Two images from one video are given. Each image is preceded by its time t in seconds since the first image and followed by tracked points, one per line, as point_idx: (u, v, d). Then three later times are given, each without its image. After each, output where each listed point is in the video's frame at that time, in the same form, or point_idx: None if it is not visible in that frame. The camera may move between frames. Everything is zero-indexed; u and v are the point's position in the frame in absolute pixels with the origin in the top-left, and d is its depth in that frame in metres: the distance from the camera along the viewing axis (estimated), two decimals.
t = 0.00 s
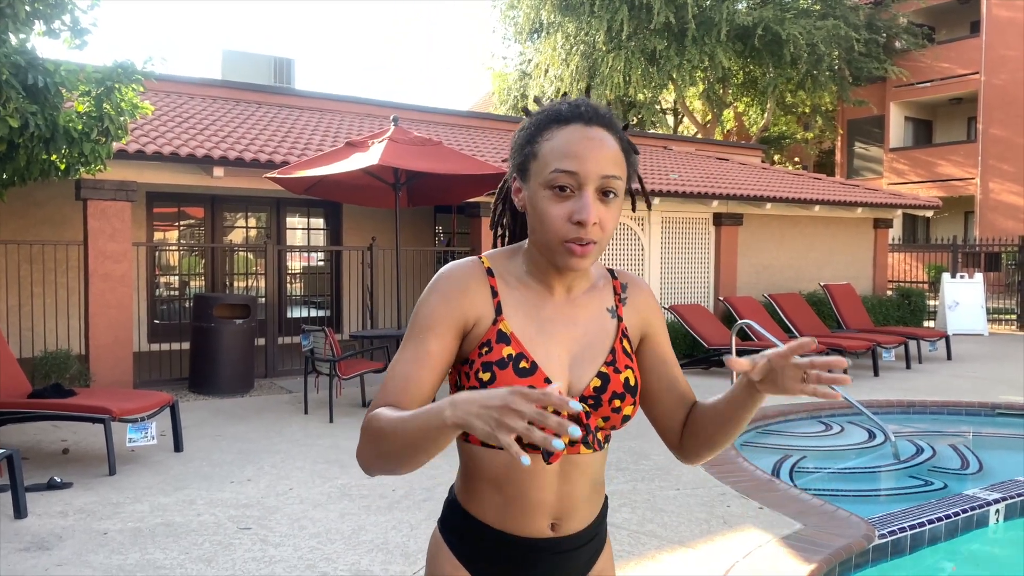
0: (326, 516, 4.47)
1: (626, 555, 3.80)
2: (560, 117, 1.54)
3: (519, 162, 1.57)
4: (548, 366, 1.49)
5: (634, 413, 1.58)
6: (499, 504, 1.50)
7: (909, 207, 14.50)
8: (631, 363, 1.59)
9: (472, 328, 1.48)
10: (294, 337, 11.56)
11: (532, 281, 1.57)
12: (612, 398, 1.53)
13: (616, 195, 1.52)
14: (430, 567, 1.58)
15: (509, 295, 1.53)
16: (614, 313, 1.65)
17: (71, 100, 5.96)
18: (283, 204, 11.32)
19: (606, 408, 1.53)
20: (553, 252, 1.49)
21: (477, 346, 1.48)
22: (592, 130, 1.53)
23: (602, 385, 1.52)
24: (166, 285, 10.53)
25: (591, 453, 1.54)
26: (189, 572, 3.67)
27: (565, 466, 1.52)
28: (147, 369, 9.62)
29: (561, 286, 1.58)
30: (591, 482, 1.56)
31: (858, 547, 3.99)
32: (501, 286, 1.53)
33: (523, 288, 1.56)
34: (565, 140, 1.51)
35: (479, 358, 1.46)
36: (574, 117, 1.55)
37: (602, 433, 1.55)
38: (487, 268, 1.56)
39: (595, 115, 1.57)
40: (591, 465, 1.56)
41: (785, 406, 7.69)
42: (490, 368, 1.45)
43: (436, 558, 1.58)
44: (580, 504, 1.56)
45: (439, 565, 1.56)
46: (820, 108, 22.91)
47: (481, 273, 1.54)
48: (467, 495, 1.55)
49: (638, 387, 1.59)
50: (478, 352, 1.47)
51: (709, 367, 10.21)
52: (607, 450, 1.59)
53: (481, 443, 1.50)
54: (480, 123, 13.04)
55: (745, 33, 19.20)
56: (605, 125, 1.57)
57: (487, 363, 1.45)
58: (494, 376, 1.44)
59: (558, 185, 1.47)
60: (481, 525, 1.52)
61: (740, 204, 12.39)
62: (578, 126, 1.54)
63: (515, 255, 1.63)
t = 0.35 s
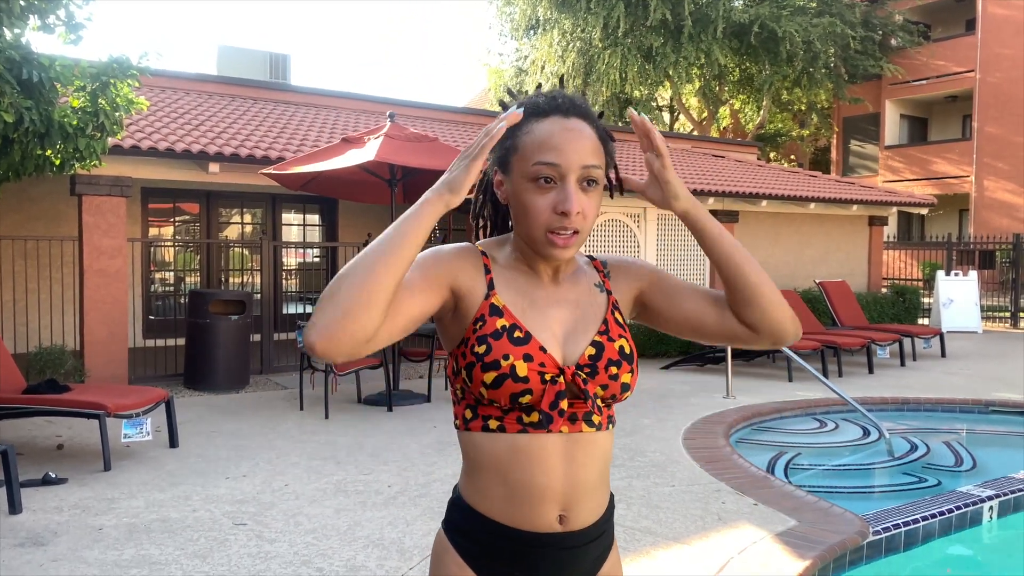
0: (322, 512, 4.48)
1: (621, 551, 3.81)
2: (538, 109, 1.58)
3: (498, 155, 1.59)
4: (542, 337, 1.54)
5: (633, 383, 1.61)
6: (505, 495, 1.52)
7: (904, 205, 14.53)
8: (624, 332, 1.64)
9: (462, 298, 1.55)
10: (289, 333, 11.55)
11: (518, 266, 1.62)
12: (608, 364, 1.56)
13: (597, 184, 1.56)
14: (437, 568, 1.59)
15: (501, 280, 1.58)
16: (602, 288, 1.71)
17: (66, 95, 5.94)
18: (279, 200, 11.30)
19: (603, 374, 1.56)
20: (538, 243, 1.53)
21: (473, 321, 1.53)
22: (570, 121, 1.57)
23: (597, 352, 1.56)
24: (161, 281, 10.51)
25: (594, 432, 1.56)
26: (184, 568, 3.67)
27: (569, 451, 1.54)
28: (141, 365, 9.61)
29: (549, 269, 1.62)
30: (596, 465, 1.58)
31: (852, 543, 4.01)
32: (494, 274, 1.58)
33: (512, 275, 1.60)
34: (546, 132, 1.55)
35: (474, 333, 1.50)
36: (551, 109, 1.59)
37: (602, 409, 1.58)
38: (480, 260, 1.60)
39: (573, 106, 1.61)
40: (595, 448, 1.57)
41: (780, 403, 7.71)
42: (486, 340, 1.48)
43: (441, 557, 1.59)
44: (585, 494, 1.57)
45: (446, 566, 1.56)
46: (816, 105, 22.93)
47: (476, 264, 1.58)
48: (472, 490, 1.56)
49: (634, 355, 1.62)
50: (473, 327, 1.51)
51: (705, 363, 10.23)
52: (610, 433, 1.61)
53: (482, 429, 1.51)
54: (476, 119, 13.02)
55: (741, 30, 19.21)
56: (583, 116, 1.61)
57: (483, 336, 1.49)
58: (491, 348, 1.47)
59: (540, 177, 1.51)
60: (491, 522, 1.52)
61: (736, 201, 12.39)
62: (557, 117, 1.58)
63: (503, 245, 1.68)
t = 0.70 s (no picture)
0: (326, 516, 4.48)
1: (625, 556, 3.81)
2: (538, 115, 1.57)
3: (500, 164, 1.59)
4: (549, 337, 1.54)
5: (641, 382, 1.61)
6: (515, 502, 1.52)
7: (908, 208, 14.51)
8: (630, 331, 1.64)
9: (468, 294, 1.57)
10: (293, 337, 11.56)
11: (523, 271, 1.63)
12: (615, 363, 1.56)
13: (599, 187, 1.56)
14: None
15: (506, 284, 1.60)
16: (605, 288, 1.71)
17: (70, 100, 5.95)
18: (282, 204, 11.31)
19: (611, 373, 1.55)
20: (542, 247, 1.54)
21: (480, 323, 1.55)
22: (571, 125, 1.56)
23: (603, 352, 1.56)
24: (164, 284, 10.52)
25: (603, 436, 1.56)
26: (188, 572, 3.67)
27: (579, 455, 1.53)
28: (145, 369, 9.62)
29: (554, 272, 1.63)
30: (607, 470, 1.58)
31: (857, 548, 4.00)
32: (502, 279, 1.59)
33: (517, 279, 1.62)
34: (547, 138, 1.54)
35: (482, 334, 1.51)
36: (551, 113, 1.57)
37: (611, 410, 1.57)
38: (487, 263, 1.63)
39: (572, 109, 1.59)
40: (605, 452, 1.57)
41: (784, 406, 7.69)
42: (493, 341, 1.49)
43: (451, 566, 1.59)
44: (596, 500, 1.57)
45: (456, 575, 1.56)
46: (819, 107, 22.90)
47: (483, 269, 1.60)
48: (481, 498, 1.56)
49: (641, 354, 1.62)
50: (481, 328, 1.53)
51: (708, 367, 10.22)
52: (620, 436, 1.60)
53: (490, 435, 1.51)
54: (478, 123, 13.03)
55: (744, 33, 19.22)
56: (583, 117, 1.59)
57: (490, 336, 1.50)
58: (498, 347, 1.48)
59: (543, 182, 1.51)
60: (502, 531, 1.52)
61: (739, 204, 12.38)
62: (556, 121, 1.57)
63: (507, 250, 1.70)
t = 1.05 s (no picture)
0: (328, 522, 4.47)
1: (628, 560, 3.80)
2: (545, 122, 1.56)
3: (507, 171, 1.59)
4: (555, 344, 1.54)
5: (648, 389, 1.60)
6: (522, 511, 1.52)
7: (910, 212, 14.50)
8: (637, 337, 1.63)
9: (476, 298, 1.59)
10: (295, 342, 11.56)
11: (531, 277, 1.64)
12: (622, 370, 1.56)
13: (606, 194, 1.57)
14: None
15: (514, 290, 1.60)
16: (611, 293, 1.71)
17: (73, 105, 5.97)
18: (284, 209, 11.34)
19: (618, 380, 1.55)
20: (549, 255, 1.55)
21: (487, 330, 1.55)
22: (578, 131, 1.56)
23: (610, 359, 1.56)
24: (168, 290, 10.53)
25: (611, 445, 1.55)
26: None
27: (585, 465, 1.53)
28: (147, 375, 9.63)
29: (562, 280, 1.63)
30: (615, 479, 1.57)
31: (861, 553, 3.98)
32: (509, 285, 1.60)
33: (525, 286, 1.62)
34: (555, 144, 1.54)
35: (488, 340, 1.51)
36: (559, 119, 1.57)
37: (619, 418, 1.57)
38: (495, 268, 1.63)
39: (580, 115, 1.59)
40: (612, 461, 1.56)
41: (786, 411, 7.67)
42: (499, 347, 1.49)
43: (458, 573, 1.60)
44: (603, 509, 1.57)
45: None
46: (821, 112, 22.91)
47: (491, 274, 1.61)
48: (488, 507, 1.56)
49: (648, 360, 1.61)
50: (487, 335, 1.53)
51: (711, 371, 10.20)
52: (628, 445, 1.60)
53: (497, 444, 1.51)
54: (480, 128, 13.05)
55: (745, 38, 19.24)
56: (592, 124, 1.59)
57: (496, 343, 1.50)
58: (503, 355, 1.48)
59: (550, 189, 1.52)
60: (508, 539, 1.52)
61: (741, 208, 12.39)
62: (565, 127, 1.56)
63: (515, 257, 1.70)
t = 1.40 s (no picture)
0: (325, 527, 4.46)
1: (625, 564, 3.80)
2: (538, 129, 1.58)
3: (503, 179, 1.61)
4: (551, 355, 1.55)
5: (647, 398, 1.59)
6: (520, 524, 1.53)
7: (906, 215, 14.54)
8: (635, 344, 1.62)
9: (478, 303, 1.60)
10: (291, 346, 11.55)
11: (533, 287, 1.64)
12: (619, 380, 1.55)
13: (605, 195, 1.57)
14: None
15: (514, 297, 1.61)
16: (611, 295, 1.71)
17: (69, 111, 5.97)
18: (281, 213, 11.34)
19: (615, 391, 1.54)
20: (548, 259, 1.54)
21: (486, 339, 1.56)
22: (572, 134, 1.56)
23: (607, 369, 1.55)
24: (163, 294, 10.52)
25: (610, 458, 1.55)
26: None
27: (583, 479, 1.53)
28: (143, 380, 9.62)
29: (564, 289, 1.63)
30: (614, 494, 1.57)
31: (858, 555, 3.98)
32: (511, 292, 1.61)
33: (526, 295, 1.63)
34: (549, 147, 1.54)
35: (486, 350, 1.52)
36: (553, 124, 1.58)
37: (618, 430, 1.57)
38: (496, 276, 1.65)
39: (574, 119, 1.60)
40: (611, 476, 1.56)
41: (783, 414, 7.67)
42: (496, 358, 1.49)
43: None
44: (603, 523, 1.56)
45: None
46: (817, 115, 22.97)
47: (492, 281, 1.63)
48: (487, 518, 1.57)
49: (647, 368, 1.60)
50: (486, 344, 1.54)
51: (708, 375, 10.21)
52: (627, 457, 1.59)
53: (495, 456, 1.52)
54: (477, 132, 13.07)
55: (741, 41, 19.28)
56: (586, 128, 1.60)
57: (493, 353, 1.50)
58: (499, 365, 1.48)
59: (545, 192, 1.52)
60: (506, 551, 1.53)
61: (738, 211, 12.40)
62: (559, 132, 1.57)
63: (516, 266, 1.71)
